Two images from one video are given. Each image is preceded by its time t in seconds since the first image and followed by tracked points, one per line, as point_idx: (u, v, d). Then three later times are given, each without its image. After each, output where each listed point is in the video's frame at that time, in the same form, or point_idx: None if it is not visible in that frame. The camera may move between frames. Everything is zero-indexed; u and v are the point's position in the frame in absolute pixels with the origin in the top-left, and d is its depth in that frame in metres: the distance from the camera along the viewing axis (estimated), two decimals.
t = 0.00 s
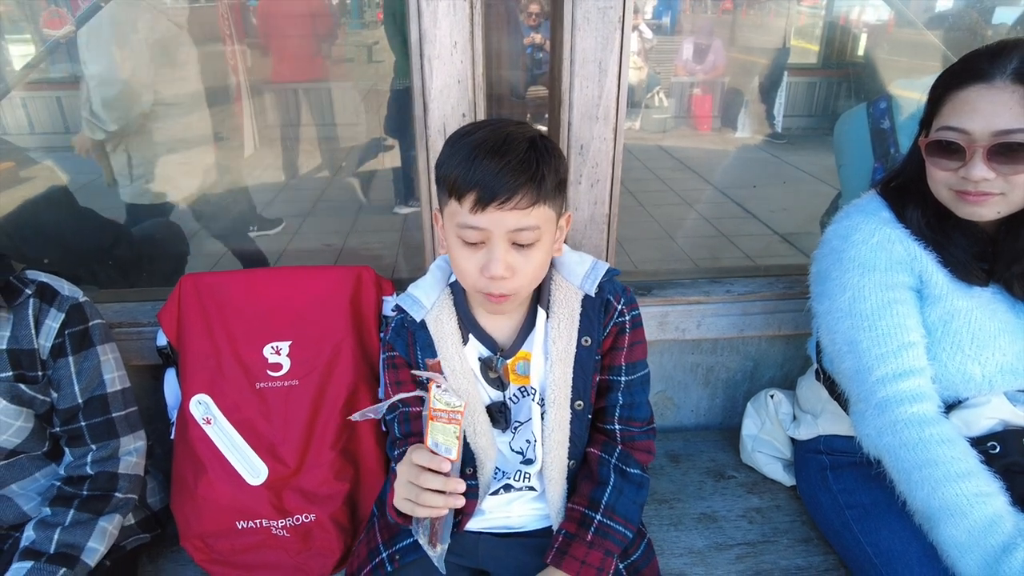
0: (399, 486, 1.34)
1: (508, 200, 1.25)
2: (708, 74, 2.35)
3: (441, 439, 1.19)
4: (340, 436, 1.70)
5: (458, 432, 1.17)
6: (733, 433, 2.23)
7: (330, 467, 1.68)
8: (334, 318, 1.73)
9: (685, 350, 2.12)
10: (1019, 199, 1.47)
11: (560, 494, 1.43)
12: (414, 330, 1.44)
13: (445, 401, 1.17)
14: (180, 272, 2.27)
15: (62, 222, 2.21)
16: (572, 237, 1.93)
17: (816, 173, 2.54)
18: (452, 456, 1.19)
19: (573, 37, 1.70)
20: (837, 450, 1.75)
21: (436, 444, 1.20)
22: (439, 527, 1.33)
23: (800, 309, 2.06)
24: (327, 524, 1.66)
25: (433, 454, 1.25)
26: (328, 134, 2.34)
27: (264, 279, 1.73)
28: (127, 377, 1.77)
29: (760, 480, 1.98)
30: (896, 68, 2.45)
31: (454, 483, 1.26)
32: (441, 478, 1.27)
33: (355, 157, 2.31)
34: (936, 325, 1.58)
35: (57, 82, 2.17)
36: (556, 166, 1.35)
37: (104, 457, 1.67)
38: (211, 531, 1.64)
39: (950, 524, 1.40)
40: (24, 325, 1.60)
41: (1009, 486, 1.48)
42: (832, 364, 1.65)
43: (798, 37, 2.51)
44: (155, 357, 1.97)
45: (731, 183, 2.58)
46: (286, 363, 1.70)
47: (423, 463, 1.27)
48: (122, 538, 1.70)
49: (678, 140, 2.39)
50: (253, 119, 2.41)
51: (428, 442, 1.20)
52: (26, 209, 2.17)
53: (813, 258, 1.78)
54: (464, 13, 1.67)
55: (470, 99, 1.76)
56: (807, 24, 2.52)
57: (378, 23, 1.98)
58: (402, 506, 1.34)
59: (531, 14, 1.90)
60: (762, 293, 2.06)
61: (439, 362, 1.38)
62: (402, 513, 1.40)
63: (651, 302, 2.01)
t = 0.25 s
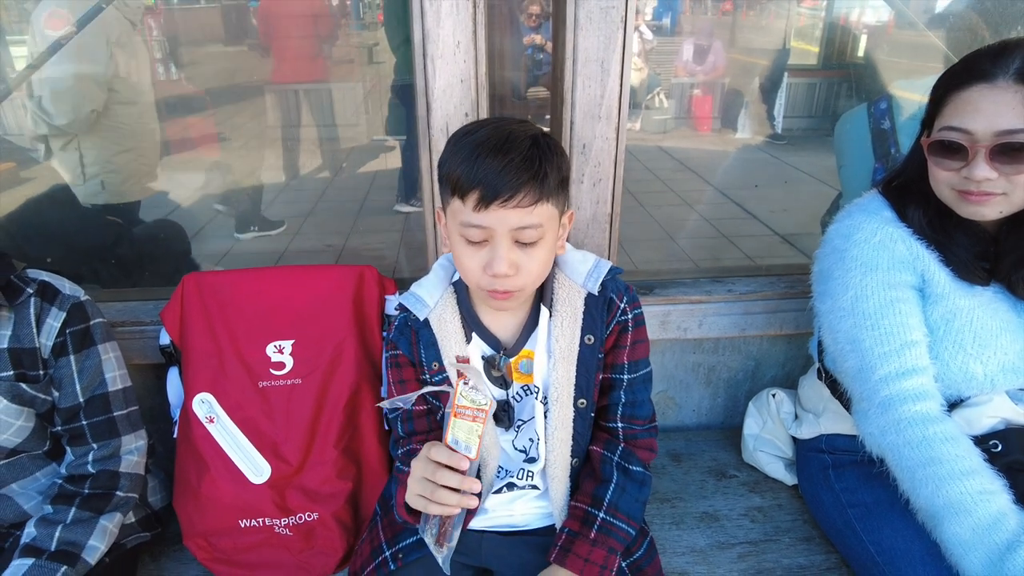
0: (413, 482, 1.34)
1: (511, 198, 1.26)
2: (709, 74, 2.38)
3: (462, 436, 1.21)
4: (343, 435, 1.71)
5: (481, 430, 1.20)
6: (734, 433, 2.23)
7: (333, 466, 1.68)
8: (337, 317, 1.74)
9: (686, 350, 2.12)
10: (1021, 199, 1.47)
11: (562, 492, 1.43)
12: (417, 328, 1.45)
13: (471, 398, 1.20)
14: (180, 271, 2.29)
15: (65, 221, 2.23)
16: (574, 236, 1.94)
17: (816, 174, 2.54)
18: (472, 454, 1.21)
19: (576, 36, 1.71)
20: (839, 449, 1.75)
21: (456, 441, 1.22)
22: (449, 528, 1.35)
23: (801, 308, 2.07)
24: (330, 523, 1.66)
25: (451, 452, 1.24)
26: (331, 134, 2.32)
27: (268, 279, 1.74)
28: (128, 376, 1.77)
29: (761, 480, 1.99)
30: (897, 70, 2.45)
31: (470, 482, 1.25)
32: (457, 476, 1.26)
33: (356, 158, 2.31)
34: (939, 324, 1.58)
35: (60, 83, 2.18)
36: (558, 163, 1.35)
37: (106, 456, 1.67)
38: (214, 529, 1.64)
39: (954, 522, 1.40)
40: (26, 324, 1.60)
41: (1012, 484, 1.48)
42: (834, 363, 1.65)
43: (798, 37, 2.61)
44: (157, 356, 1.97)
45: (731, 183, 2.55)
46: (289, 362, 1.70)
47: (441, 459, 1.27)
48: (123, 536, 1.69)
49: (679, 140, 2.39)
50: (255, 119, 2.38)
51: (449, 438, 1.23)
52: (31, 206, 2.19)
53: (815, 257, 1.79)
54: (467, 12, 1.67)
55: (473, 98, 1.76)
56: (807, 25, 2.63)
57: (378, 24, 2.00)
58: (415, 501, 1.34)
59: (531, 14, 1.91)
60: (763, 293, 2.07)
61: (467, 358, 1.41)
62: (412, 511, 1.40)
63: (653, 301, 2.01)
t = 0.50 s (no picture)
0: (421, 481, 1.34)
1: (513, 200, 1.26)
2: (708, 76, 2.33)
3: (472, 435, 1.21)
4: (346, 435, 1.71)
5: (491, 429, 1.19)
6: (736, 433, 2.23)
7: (337, 465, 1.68)
8: (341, 317, 1.74)
9: (689, 350, 2.12)
10: None
11: (566, 493, 1.44)
12: (421, 329, 1.46)
13: (483, 397, 1.20)
14: (182, 272, 2.33)
15: (70, 222, 2.28)
16: (577, 236, 1.94)
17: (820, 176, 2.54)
18: (483, 452, 1.21)
19: (579, 37, 1.71)
20: (842, 449, 1.75)
21: (467, 440, 1.21)
22: (455, 530, 1.33)
23: (803, 309, 2.07)
24: (334, 523, 1.66)
25: (462, 451, 1.24)
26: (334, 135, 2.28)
27: (272, 279, 1.74)
28: (130, 376, 1.77)
29: (764, 480, 1.99)
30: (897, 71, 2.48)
31: (479, 482, 1.25)
32: (467, 475, 1.26)
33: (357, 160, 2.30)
34: (942, 324, 1.59)
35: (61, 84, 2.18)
36: (560, 164, 1.35)
37: (106, 458, 1.67)
38: (218, 529, 1.64)
39: (958, 522, 1.40)
40: (29, 325, 1.61)
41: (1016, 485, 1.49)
42: (837, 364, 1.65)
43: (798, 39, 2.49)
44: (160, 356, 1.97)
45: (732, 185, 2.56)
46: (293, 362, 1.70)
47: (452, 458, 1.27)
48: (128, 539, 1.69)
49: (681, 142, 2.38)
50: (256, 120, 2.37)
51: (460, 437, 1.22)
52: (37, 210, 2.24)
53: (818, 258, 1.79)
54: (471, 13, 1.68)
55: (477, 99, 1.77)
56: (807, 27, 2.50)
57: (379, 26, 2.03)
58: (423, 501, 1.34)
59: (532, 16, 1.90)
60: (766, 293, 2.07)
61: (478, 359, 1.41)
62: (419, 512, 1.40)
63: (656, 302, 2.01)
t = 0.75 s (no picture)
0: (423, 485, 1.34)
1: (512, 202, 1.25)
2: (707, 77, 2.29)
3: (474, 439, 1.22)
4: (346, 435, 1.70)
5: (494, 432, 1.20)
6: (737, 433, 2.23)
7: (336, 465, 1.68)
8: (341, 317, 1.74)
9: (689, 350, 2.12)
10: None
11: (567, 493, 1.43)
12: (421, 330, 1.46)
13: (485, 400, 1.21)
14: (182, 272, 2.35)
15: (70, 221, 2.28)
16: (577, 236, 1.94)
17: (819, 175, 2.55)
18: (484, 456, 1.21)
19: (580, 36, 1.71)
20: (842, 449, 1.75)
21: (468, 443, 1.22)
22: (457, 533, 1.34)
23: (804, 309, 2.07)
24: (333, 523, 1.65)
25: (463, 456, 1.24)
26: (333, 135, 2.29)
27: (271, 278, 1.74)
28: (129, 374, 1.76)
29: (764, 480, 1.99)
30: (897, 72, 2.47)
31: (480, 485, 1.25)
32: (468, 478, 1.26)
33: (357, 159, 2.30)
34: (942, 324, 1.58)
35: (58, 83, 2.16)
36: (558, 166, 1.35)
37: (100, 455, 1.67)
38: (217, 529, 1.64)
39: (959, 522, 1.40)
40: (29, 321, 1.61)
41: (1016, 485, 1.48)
42: (837, 364, 1.65)
43: (797, 40, 2.46)
44: (160, 355, 1.97)
45: (732, 185, 2.52)
46: (293, 362, 1.70)
47: (452, 461, 1.27)
48: (125, 538, 1.69)
49: (681, 142, 2.37)
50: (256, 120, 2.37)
51: (461, 441, 1.23)
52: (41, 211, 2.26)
53: (818, 258, 1.79)
54: (472, 13, 1.68)
55: (477, 99, 1.77)
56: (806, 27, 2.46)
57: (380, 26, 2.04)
58: (424, 505, 1.34)
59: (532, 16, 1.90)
60: (766, 293, 2.07)
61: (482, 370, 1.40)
62: (420, 515, 1.40)
63: (656, 302, 2.01)
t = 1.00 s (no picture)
0: (427, 496, 1.33)
1: (507, 208, 1.26)
2: (707, 78, 2.29)
3: (476, 450, 1.21)
4: (345, 435, 1.70)
5: (497, 443, 1.19)
6: (736, 434, 2.23)
7: (335, 465, 1.68)
8: (339, 317, 1.74)
9: (689, 351, 2.12)
10: None
11: (566, 493, 1.43)
12: (420, 332, 1.46)
13: (487, 411, 1.20)
14: (181, 272, 2.35)
15: (69, 222, 2.28)
16: (576, 237, 1.94)
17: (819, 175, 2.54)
18: (488, 468, 1.20)
19: (579, 37, 1.71)
20: (842, 450, 1.75)
21: (471, 454, 1.21)
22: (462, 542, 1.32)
23: (803, 309, 2.07)
24: (332, 523, 1.65)
25: (467, 467, 1.23)
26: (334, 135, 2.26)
27: (269, 279, 1.74)
28: (128, 376, 1.76)
29: (764, 481, 1.99)
30: (896, 72, 2.48)
31: (485, 496, 1.23)
32: (472, 490, 1.25)
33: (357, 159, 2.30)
34: (940, 325, 1.58)
35: (57, 83, 2.16)
36: (553, 169, 1.35)
37: (99, 457, 1.67)
38: (216, 529, 1.64)
39: (957, 523, 1.40)
40: (28, 323, 1.61)
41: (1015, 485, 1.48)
42: (836, 364, 1.65)
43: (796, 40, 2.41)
44: (159, 355, 1.96)
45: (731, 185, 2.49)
46: (292, 362, 1.70)
47: (457, 473, 1.25)
48: (122, 539, 1.70)
49: (680, 142, 2.36)
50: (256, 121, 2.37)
51: (464, 452, 1.22)
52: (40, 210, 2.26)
53: (817, 258, 1.79)
54: (471, 14, 1.68)
55: (476, 99, 1.77)
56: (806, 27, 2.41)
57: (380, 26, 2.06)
58: (430, 516, 1.33)
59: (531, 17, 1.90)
60: (766, 294, 2.07)
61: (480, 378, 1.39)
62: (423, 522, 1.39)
63: (655, 302, 2.01)
